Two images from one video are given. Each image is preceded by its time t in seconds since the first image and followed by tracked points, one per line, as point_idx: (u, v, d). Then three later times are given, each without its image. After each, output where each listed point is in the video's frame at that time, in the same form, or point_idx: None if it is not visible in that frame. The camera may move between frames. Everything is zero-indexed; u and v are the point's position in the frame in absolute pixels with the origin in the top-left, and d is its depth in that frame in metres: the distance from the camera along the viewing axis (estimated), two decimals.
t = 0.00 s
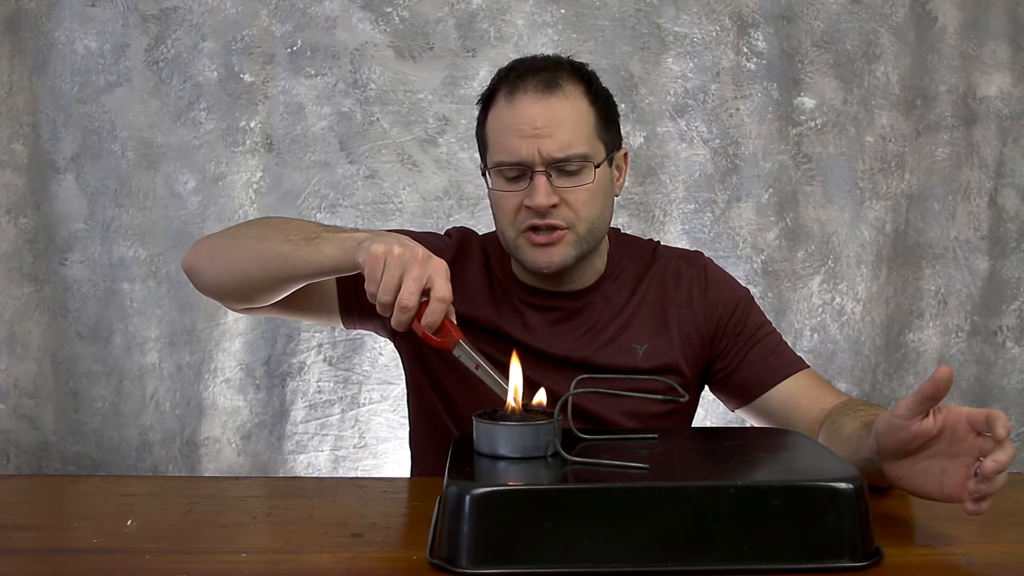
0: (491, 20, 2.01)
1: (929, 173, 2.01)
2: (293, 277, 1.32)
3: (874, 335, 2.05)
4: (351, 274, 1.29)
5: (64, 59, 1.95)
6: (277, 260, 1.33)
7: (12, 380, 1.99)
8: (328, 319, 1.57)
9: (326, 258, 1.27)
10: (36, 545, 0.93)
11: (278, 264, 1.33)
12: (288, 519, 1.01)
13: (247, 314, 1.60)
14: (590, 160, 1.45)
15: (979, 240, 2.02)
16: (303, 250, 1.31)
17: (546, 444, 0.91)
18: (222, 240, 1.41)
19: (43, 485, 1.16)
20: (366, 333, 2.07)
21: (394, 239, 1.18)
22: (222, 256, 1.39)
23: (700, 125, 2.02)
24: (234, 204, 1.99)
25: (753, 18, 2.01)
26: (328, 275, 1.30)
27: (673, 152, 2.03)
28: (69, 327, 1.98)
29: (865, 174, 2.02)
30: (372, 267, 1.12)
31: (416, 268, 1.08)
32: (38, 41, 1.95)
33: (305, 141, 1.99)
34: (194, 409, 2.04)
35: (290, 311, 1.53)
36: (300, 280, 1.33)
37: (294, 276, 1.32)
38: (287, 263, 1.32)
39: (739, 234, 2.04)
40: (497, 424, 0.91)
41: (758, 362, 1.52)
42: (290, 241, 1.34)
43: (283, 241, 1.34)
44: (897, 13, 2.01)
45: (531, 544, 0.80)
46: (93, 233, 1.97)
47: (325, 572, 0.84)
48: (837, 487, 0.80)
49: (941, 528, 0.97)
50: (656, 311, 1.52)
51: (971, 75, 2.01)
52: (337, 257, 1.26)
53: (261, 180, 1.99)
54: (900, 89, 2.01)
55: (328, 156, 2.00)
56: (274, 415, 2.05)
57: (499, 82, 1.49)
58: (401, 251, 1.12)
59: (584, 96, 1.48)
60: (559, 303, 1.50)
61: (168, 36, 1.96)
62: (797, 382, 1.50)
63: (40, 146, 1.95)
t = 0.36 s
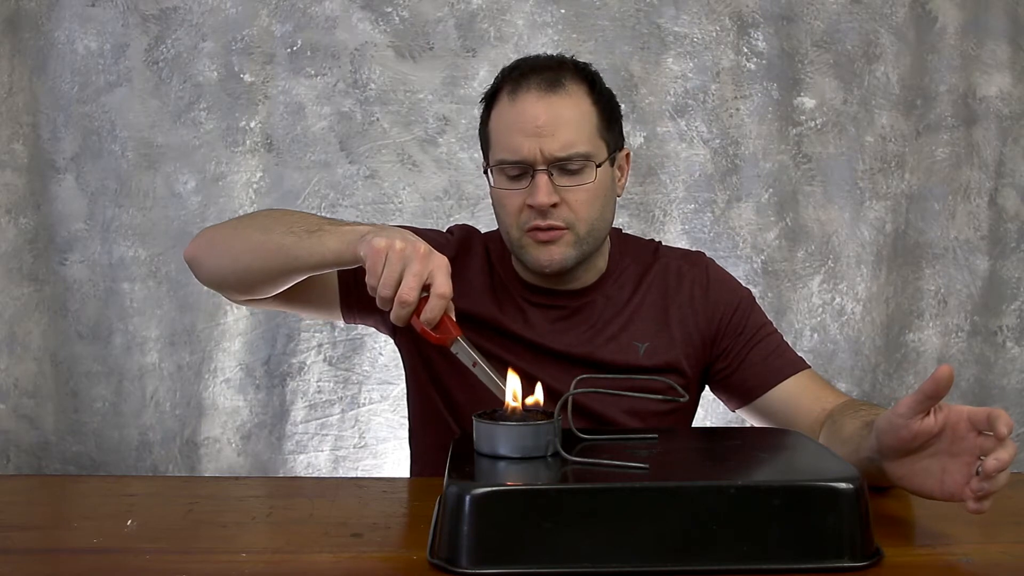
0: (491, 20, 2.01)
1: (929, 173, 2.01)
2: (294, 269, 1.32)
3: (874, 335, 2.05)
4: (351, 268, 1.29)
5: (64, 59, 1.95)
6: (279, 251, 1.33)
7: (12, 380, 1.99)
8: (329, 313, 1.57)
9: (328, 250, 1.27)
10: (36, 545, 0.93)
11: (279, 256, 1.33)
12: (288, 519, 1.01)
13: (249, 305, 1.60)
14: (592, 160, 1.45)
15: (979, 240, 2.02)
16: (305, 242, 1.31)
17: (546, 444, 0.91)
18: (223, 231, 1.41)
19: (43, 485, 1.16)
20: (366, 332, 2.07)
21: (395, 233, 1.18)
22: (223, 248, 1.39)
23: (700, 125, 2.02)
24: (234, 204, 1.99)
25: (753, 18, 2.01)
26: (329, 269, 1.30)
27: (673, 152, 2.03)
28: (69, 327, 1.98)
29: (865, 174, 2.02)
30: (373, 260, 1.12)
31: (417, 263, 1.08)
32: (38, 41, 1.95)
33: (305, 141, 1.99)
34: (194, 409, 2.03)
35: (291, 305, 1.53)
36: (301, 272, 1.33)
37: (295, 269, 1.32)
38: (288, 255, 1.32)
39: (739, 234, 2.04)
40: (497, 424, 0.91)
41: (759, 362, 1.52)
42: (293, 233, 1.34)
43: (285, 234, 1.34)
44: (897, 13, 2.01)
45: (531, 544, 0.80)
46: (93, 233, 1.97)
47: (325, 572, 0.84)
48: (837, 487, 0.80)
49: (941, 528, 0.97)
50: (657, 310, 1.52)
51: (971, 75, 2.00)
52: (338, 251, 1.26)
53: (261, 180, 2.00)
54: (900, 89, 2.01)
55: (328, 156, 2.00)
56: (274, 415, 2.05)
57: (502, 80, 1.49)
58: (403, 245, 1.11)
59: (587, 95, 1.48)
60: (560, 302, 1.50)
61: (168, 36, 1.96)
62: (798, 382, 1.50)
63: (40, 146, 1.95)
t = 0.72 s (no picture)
0: (491, 20, 2.01)
1: (929, 173, 2.01)
2: (296, 270, 1.32)
3: (874, 335, 2.05)
4: (353, 268, 1.29)
5: (64, 59, 1.95)
6: (281, 251, 1.33)
7: (12, 380, 1.99)
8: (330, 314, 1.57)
9: (331, 251, 1.28)
10: (36, 545, 0.93)
11: (282, 256, 1.33)
12: (288, 519, 1.01)
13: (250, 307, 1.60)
14: (594, 160, 1.45)
15: (979, 240, 2.02)
16: (307, 242, 1.31)
17: (546, 444, 0.91)
18: (224, 231, 1.41)
19: (43, 485, 1.16)
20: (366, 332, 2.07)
21: (398, 233, 1.18)
22: (224, 248, 1.39)
23: (700, 125, 2.02)
24: (234, 204, 1.99)
25: (753, 18, 2.01)
26: (331, 269, 1.30)
27: (673, 152, 2.03)
28: (69, 327, 1.98)
29: (865, 174, 2.02)
30: (377, 260, 1.12)
31: (420, 264, 1.08)
32: (38, 41, 1.95)
33: (305, 141, 1.99)
34: (194, 409, 2.03)
35: (292, 305, 1.52)
36: (302, 272, 1.33)
37: (298, 269, 1.32)
38: (290, 255, 1.32)
39: (739, 234, 2.04)
40: (497, 424, 0.91)
41: (760, 362, 1.52)
42: (295, 233, 1.34)
43: (287, 234, 1.34)
44: (897, 13, 2.01)
45: (531, 544, 0.80)
46: (93, 233, 1.97)
47: (325, 572, 0.84)
48: (837, 487, 0.80)
49: (942, 528, 0.97)
50: (658, 310, 1.52)
51: (971, 75, 2.00)
52: (341, 251, 1.26)
53: (261, 180, 2.00)
54: (900, 89, 2.01)
55: (328, 156, 2.00)
56: (274, 415, 2.05)
57: (505, 80, 1.49)
58: (406, 246, 1.11)
59: (590, 95, 1.48)
60: (561, 302, 1.50)
61: (168, 36, 1.96)
62: (798, 382, 1.50)
63: (40, 146, 1.95)
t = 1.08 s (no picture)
0: (491, 20, 2.01)
1: (929, 173, 2.01)
2: (296, 269, 1.32)
3: (874, 335, 2.05)
4: (353, 267, 1.29)
5: (64, 59, 1.95)
6: (281, 251, 1.33)
7: (12, 380, 1.99)
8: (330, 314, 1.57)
9: (331, 250, 1.28)
10: (36, 545, 0.93)
11: (282, 255, 1.33)
12: (288, 519, 1.01)
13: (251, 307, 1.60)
14: (595, 161, 1.45)
15: (979, 240, 2.02)
16: (307, 241, 1.31)
17: (546, 444, 0.91)
18: (224, 232, 1.41)
19: (43, 485, 1.16)
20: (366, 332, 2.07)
21: (398, 233, 1.18)
22: (224, 248, 1.39)
23: (700, 125, 2.02)
24: (234, 204, 1.99)
25: (753, 18, 2.01)
26: (331, 269, 1.30)
27: (673, 152, 2.03)
28: (69, 327, 1.98)
29: (865, 174, 2.02)
30: (377, 259, 1.12)
31: (421, 264, 1.08)
32: (38, 41, 1.95)
33: (305, 141, 1.99)
34: (194, 409, 2.03)
35: (292, 305, 1.52)
36: (302, 272, 1.33)
37: (298, 269, 1.32)
38: (290, 255, 1.32)
39: (739, 234, 2.04)
40: (497, 424, 0.91)
41: (761, 362, 1.52)
42: (295, 233, 1.34)
43: (287, 234, 1.34)
44: (897, 13, 2.01)
45: (531, 544, 0.80)
46: (93, 233, 1.97)
47: (325, 572, 0.84)
48: (837, 487, 0.80)
49: (942, 528, 0.97)
50: (658, 311, 1.52)
51: (970, 75, 2.00)
52: (341, 250, 1.26)
53: (261, 180, 2.00)
54: (900, 89, 2.01)
55: (328, 156, 2.00)
56: (274, 415, 2.05)
57: (507, 79, 1.49)
58: (406, 246, 1.12)
59: (592, 96, 1.48)
60: (561, 302, 1.50)
61: (168, 36, 1.96)
62: (798, 382, 1.50)
63: (40, 146, 1.95)
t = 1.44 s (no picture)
0: (491, 20, 2.01)
1: (929, 173, 2.01)
2: (263, 297, 1.33)
3: (874, 335, 2.05)
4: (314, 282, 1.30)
5: (64, 59, 1.95)
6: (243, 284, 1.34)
7: (12, 380, 1.99)
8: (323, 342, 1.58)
9: (287, 272, 1.28)
10: (36, 545, 0.93)
11: (246, 288, 1.34)
12: (287, 519, 1.01)
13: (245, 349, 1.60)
14: (582, 160, 1.45)
15: (979, 240, 2.02)
16: (265, 268, 1.31)
17: (546, 444, 0.91)
18: (200, 284, 1.41)
19: (43, 485, 1.16)
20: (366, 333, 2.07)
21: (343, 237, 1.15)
22: (204, 298, 1.39)
23: (700, 125, 2.02)
24: (234, 204, 1.99)
25: (753, 18, 2.01)
26: (296, 287, 1.31)
27: (673, 152, 2.03)
28: (69, 327, 1.98)
29: (865, 174, 2.02)
30: (320, 265, 1.08)
31: (365, 261, 1.06)
32: (38, 41, 1.95)
33: (305, 141, 1.99)
34: (194, 409, 2.03)
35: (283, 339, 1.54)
36: (271, 298, 1.34)
37: (265, 296, 1.33)
38: (262, 285, 1.32)
39: (739, 234, 2.04)
40: (497, 424, 0.91)
41: (757, 360, 1.52)
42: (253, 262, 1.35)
43: (254, 266, 1.34)
44: (897, 13, 2.01)
45: (531, 544, 0.80)
46: (93, 233, 1.97)
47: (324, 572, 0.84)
48: (837, 487, 0.80)
49: (940, 528, 0.97)
50: (650, 308, 1.51)
51: (970, 75, 2.00)
52: (297, 267, 1.27)
53: (261, 180, 2.00)
54: (900, 89, 2.01)
55: (328, 156, 2.00)
56: (274, 415, 2.05)
57: (495, 77, 1.49)
58: (347, 246, 1.09)
59: (579, 95, 1.48)
60: (550, 301, 1.49)
61: (168, 36, 1.96)
62: (796, 380, 1.50)
63: (40, 146, 1.95)
